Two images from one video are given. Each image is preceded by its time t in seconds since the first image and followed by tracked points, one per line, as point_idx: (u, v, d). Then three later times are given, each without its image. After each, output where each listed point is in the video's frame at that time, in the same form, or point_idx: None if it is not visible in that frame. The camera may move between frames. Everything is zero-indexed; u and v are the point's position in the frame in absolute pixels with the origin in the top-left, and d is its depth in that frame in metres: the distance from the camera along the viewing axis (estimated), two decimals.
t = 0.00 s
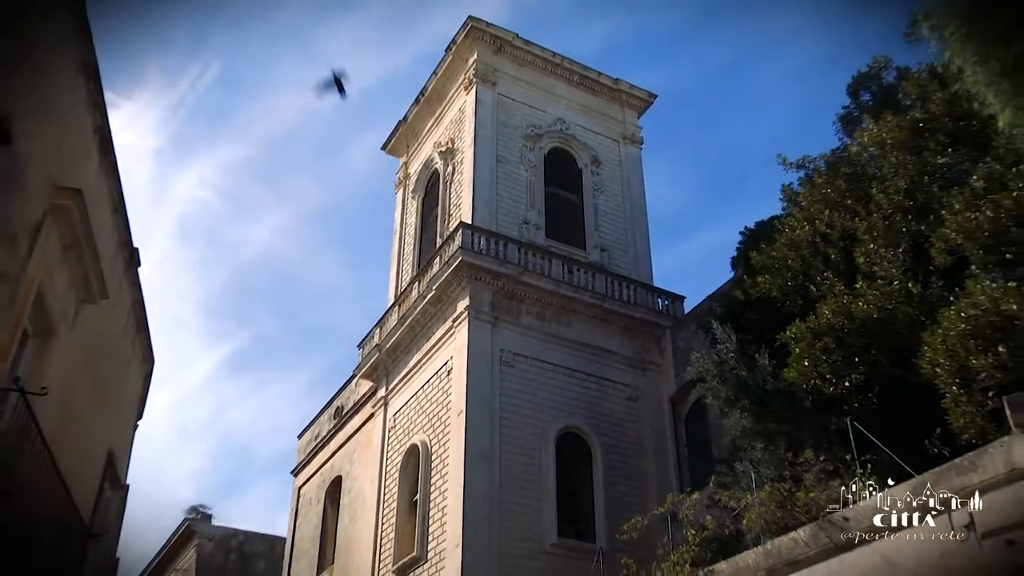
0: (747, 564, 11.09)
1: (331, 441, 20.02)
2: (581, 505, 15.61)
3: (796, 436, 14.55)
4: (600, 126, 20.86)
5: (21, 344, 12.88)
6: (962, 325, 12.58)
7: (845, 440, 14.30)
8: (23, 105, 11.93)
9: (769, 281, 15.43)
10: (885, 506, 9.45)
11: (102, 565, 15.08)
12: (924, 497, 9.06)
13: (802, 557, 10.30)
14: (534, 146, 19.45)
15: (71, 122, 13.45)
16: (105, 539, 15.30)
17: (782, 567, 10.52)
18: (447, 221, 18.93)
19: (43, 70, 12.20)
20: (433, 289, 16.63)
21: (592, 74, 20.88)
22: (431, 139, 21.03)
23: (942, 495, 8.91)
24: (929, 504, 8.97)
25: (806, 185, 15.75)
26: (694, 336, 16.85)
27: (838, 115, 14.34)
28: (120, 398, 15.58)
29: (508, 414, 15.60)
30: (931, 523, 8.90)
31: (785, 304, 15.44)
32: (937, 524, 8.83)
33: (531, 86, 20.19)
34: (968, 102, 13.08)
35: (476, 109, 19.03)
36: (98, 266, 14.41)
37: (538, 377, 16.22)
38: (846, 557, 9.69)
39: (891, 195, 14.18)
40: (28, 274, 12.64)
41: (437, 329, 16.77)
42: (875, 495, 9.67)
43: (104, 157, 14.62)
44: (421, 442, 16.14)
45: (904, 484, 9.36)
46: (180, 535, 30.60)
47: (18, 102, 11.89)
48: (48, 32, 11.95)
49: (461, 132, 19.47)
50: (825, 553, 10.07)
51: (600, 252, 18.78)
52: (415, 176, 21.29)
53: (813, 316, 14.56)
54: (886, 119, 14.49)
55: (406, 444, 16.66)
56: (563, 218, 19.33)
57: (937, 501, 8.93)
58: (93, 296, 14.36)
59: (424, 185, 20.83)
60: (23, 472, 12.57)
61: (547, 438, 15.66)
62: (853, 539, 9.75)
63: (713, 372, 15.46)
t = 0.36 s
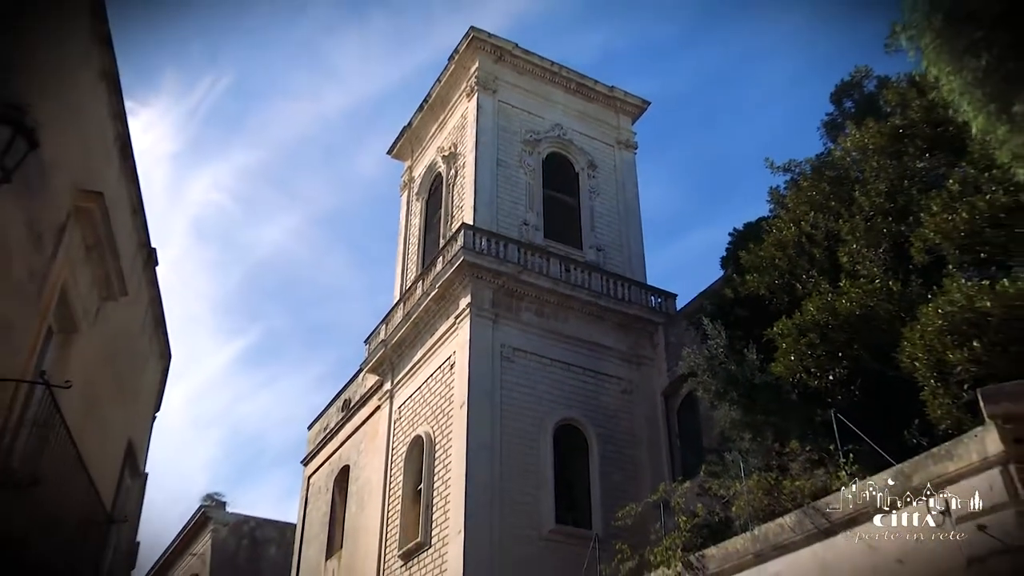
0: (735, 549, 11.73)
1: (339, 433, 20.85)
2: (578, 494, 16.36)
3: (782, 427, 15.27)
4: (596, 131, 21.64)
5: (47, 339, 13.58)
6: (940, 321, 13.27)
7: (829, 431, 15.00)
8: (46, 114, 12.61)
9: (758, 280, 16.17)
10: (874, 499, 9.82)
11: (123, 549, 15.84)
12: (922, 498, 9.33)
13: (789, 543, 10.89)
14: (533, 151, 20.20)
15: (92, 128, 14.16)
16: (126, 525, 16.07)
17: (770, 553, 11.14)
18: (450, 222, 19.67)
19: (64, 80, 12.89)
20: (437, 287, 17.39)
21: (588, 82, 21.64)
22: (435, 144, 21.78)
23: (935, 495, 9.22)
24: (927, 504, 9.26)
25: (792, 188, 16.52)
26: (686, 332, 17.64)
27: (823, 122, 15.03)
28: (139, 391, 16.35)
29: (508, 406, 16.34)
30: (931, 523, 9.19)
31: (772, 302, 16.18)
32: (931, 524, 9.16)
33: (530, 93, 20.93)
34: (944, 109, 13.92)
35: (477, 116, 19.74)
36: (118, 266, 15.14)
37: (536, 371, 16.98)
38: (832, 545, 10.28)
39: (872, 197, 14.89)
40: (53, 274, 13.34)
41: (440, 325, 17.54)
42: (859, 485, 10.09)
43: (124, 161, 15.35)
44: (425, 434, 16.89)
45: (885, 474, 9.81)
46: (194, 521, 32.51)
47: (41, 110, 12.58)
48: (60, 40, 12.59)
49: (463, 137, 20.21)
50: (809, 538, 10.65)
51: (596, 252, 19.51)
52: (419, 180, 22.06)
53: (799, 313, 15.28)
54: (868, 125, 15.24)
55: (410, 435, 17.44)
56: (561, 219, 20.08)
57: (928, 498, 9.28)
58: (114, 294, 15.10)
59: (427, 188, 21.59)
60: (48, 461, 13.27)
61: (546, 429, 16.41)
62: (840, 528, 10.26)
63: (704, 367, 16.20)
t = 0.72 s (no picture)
0: (726, 534, 11.46)
1: (347, 424, 21.76)
2: (575, 482, 17.17)
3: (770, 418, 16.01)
4: (592, 136, 22.48)
5: (71, 335, 14.31)
6: (919, 317, 13.96)
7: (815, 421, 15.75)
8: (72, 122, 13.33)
9: (747, 278, 16.95)
10: (860, 486, 9.46)
11: (143, 534, 16.60)
12: (922, 496, 8.75)
13: (775, 529, 10.55)
14: (532, 155, 20.97)
15: (113, 135, 14.89)
16: (146, 512, 16.87)
17: (758, 538, 10.81)
18: (452, 223, 20.45)
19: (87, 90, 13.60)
20: (440, 285, 18.20)
21: (585, 89, 22.47)
22: (439, 148, 22.57)
23: (933, 489, 8.67)
24: (926, 503, 8.66)
25: (779, 191, 17.34)
26: (677, 328, 18.48)
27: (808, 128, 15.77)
28: (157, 383, 17.15)
29: (509, 398, 17.12)
30: (931, 523, 8.61)
31: (760, 298, 16.98)
32: (924, 518, 8.65)
33: (530, 99, 21.72)
34: (923, 115, 14.66)
35: (478, 121, 20.49)
36: (137, 265, 15.90)
37: (535, 365, 17.77)
38: (815, 531, 9.96)
39: (855, 199, 15.63)
40: (77, 272, 14.06)
41: (444, 321, 18.36)
42: (844, 471, 9.74)
43: (143, 166, 16.12)
44: (429, 425, 17.70)
45: (867, 463, 9.46)
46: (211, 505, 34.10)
47: (65, 118, 13.29)
48: (79, 52, 13.28)
49: (466, 142, 20.98)
50: (795, 525, 10.31)
51: (593, 252, 20.31)
52: (424, 183, 22.86)
53: (785, 310, 16.04)
54: (851, 131, 16.01)
55: (415, 426, 18.26)
56: (560, 220, 20.86)
57: (923, 492, 8.75)
58: (133, 292, 15.86)
59: (431, 191, 22.38)
60: (74, 450, 13.99)
61: (545, 420, 17.21)
62: (825, 514, 9.92)
63: (695, 361, 16.97)
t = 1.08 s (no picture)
0: (716, 520, 11.77)
1: (355, 416, 22.70)
2: (573, 470, 17.99)
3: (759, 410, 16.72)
4: (589, 140, 23.32)
5: (94, 330, 15.01)
6: (899, 313, 14.65)
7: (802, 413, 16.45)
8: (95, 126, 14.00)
9: (737, 276, 17.77)
10: (845, 474, 9.65)
11: (162, 520, 17.39)
12: (922, 496, 8.71)
13: (763, 515, 10.82)
14: (532, 158, 21.76)
15: (132, 140, 15.60)
16: (165, 499, 17.70)
17: (746, 524, 11.10)
18: (455, 223, 21.25)
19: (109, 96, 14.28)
20: (444, 283, 19.00)
21: (582, 95, 23.30)
22: (442, 152, 23.38)
23: (931, 487, 8.65)
24: (926, 504, 8.63)
25: (767, 194, 18.17)
26: (670, 324, 19.34)
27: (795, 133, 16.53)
28: (174, 376, 17.99)
29: (510, 390, 17.91)
30: (931, 523, 8.57)
31: (749, 295, 17.80)
32: (921, 518, 8.64)
33: (529, 105, 22.53)
34: (903, 122, 15.42)
35: (480, 126, 21.26)
36: (155, 264, 16.66)
37: (535, 360, 18.57)
38: (803, 517, 10.18)
39: (839, 201, 16.40)
40: (99, 270, 14.74)
41: (447, 317, 19.17)
42: (829, 460, 9.95)
43: (160, 169, 16.88)
44: (433, 416, 18.52)
45: (850, 452, 9.63)
46: (227, 492, 35.94)
47: (87, 125, 13.97)
48: (101, 61, 13.97)
49: (468, 146, 21.76)
50: (782, 511, 10.54)
51: (589, 251, 21.13)
52: (428, 185, 23.68)
53: (773, 307, 16.81)
54: (835, 136, 16.81)
55: (420, 417, 19.10)
56: (558, 220, 21.66)
57: (919, 491, 8.74)
58: (151, 289, 16.64)
59: (435, 193, 23.19)
60: (97, 438, 14.75)
61: (544, 411, 18.01)
62: (811, 501, 10.17)
63: (687, 355, 17.74)
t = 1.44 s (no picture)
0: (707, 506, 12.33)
1: (364, 406, 23.72)
2: (571, 459, 18.81)
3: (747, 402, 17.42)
4: (586, 144, 24.17)
5: (116, 326, 15.73)
6: (882, 309, 15.17)
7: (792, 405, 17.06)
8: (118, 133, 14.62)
9: (727, 275, 18.58)
10: (831, 462, 10.10)
11: (180, 507, 18.21)
12: (921, 495, 8.83)
13: (753, 501, 11.36)
14: (531, 160, 22.56)
15: (152, 144, 16.34)
16: (183, 486, 18.57)
17: (736, 509, 11.64)
18: (458, 223, 22.07)
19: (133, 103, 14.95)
20: (447, 280, 19.83)
21: (580, 100, 24.15)
22: (446, 155, 24.21)
23: (930, 487, 8.77)
24: (925, 502, 8.74)
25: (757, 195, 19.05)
26: (664, 320, 20.22)
27: (783, 137, 17.32)
28: (189, 369, 18.86)
29: (511, 383, 18.73)
30: (931, 524, 8.67)
31: (739, 292, 18.63)
32: (908, 512, 8.92)
33: (529, 110, 23.35)
34: (885, 127, 16.21)
35: (482, 130, 22.04)
36: (173, 262, 17.41)
37: (534, 353, 19.39)
38: (790, 503, 10.75)
39: (825, 202, 17.19)
40: (119, 269, 15.33)
41: (450, 313, 20.02)
42: (816, 449, 10.42)
43: (177, 172, 17.67)
44: (437, 407, 19.37)
45: (835, 443, 10.10)
46: (240, 480, 37.16)
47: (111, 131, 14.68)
48: (124, 70, 14.67)
49: (470, 150, 22.57)
50: (770, 497, 11.11)
51: (586, 250, 21.97)
52: (432, 187, 24.52)
53: (762, 303, 17.57)
54: (820, 140, 17.66)
55: (423, 409, 19.99)
56: (557, 220, 22.50)
57: (907, 484, 9.05)
58: (169, 287, 17.43)
59: (438, 194, 24.04)
60: (120, 427, 15.50)
61: (543, 403, 18.84)
62: (797, 488, 10.70)
63: (681, 350, 18.53)
